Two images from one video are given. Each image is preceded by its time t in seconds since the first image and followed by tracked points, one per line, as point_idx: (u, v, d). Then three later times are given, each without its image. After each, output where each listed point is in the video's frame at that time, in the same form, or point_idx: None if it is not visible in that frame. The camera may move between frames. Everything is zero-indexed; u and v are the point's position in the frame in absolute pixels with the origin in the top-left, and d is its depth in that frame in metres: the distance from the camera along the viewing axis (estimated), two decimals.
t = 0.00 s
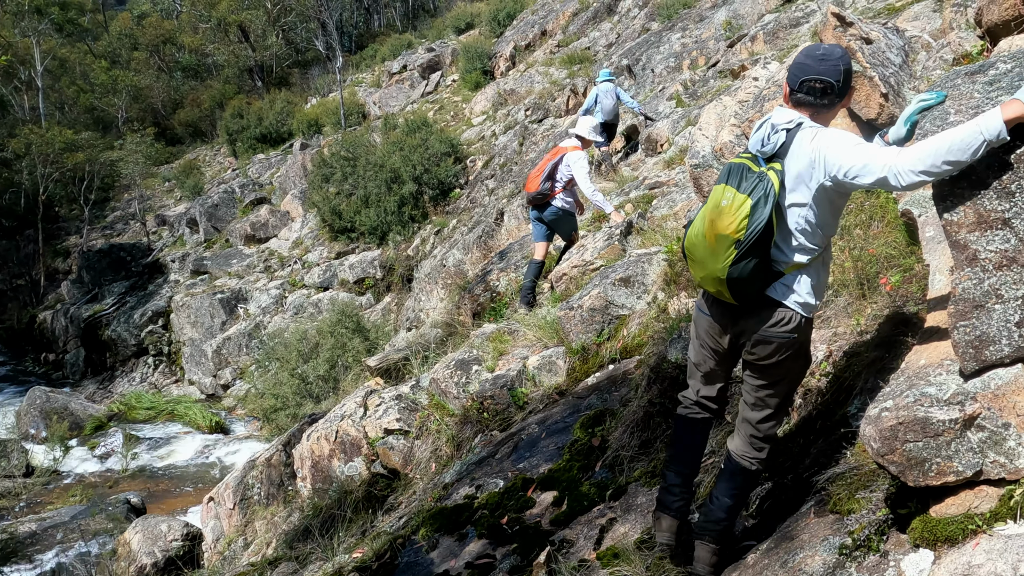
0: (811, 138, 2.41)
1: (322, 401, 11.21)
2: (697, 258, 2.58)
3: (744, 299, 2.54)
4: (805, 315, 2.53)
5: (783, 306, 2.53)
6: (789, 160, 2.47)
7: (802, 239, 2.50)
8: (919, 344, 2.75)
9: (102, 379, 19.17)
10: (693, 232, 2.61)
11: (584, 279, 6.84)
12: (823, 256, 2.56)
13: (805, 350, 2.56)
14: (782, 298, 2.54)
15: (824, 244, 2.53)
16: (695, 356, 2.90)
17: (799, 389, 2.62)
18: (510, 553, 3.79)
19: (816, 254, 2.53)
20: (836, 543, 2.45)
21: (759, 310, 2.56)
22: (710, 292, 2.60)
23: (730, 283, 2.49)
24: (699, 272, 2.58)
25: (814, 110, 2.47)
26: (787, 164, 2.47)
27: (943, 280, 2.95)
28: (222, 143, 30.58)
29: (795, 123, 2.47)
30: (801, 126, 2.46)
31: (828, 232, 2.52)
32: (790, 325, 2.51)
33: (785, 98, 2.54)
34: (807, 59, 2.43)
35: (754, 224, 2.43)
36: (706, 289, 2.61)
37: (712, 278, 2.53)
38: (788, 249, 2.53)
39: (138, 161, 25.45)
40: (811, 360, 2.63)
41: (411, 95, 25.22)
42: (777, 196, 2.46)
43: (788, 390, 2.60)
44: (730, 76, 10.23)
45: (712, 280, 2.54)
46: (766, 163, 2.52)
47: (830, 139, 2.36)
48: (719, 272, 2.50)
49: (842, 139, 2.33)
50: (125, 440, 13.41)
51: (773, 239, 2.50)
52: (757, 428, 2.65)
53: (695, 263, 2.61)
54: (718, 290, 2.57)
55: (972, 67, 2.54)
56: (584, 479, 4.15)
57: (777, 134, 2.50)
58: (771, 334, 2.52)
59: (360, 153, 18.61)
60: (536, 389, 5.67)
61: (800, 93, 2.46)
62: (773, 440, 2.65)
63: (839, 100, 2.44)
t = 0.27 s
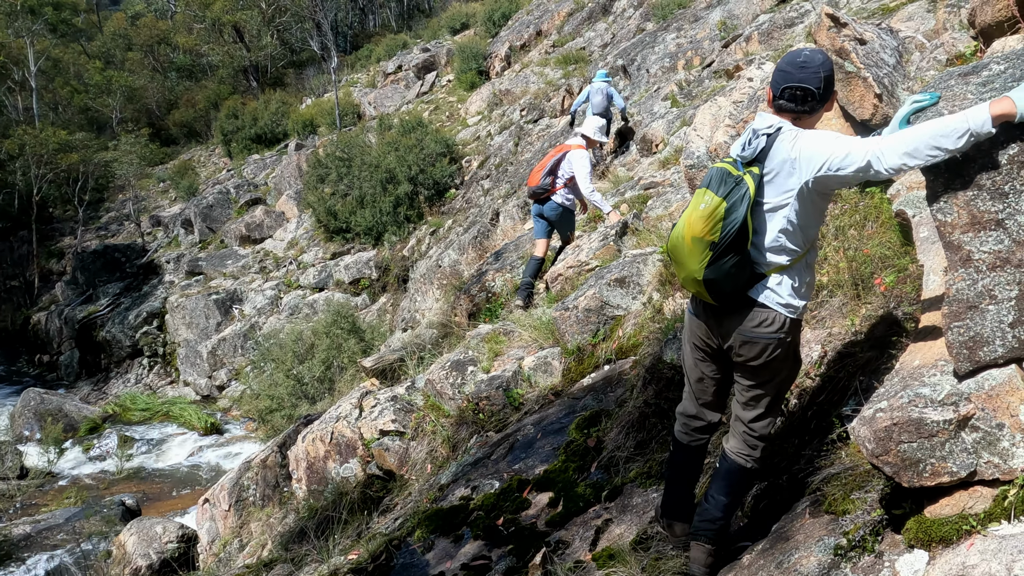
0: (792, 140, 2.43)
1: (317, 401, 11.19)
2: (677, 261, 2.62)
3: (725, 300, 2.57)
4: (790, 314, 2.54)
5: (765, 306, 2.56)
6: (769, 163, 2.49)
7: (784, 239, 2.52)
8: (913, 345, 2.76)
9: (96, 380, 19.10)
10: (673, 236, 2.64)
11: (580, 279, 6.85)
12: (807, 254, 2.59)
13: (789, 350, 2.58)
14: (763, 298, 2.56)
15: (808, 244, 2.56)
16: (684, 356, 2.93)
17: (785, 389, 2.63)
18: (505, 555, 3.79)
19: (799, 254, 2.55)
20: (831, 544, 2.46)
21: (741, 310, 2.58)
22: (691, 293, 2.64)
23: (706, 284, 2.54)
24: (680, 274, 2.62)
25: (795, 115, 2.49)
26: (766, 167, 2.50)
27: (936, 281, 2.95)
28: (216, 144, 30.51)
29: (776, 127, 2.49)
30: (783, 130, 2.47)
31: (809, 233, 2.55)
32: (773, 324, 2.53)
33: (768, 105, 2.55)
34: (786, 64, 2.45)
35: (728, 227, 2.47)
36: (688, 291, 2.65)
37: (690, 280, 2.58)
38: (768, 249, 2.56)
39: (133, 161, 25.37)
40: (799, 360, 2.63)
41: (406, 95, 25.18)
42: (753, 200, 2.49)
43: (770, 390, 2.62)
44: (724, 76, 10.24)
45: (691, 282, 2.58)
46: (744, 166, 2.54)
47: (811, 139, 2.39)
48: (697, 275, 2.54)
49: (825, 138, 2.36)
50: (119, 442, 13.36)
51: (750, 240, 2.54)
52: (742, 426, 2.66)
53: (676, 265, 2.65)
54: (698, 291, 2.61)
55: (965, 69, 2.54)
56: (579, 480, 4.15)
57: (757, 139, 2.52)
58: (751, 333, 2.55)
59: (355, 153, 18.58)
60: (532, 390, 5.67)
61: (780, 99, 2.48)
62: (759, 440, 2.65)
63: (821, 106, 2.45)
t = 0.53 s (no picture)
0: (779, 138, 2.44)
1: (315, 401, 11.17)
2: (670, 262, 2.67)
3: (717, 298, 2.58)
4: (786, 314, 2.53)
5: (759, 306, 2.55)
6: (755, 163, 2.52)
7: (778, 235, 2.52)
8: (913, 346, 2.76)
9: (93, 380, 19.04)
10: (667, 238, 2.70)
11: (578, 279, 6.84)
12: (800, 252, 2.58)
13: (787, 351, 2.56)
14: (757, 297, 2.56)
15: (801, 241, 2.56)
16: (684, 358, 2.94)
17: (782, 390, 2.61)
18: (504, 556, 3.78)
19: (792, 252, 2.55)
20: (832, 544, 2.44)
21: (737, 309, 2.58)
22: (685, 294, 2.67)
23: (698, 282, 2.56)
24: (673, 275, 2.66)
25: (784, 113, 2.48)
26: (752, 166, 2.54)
27: (936, 281, 2.95)
28: (213, 144, 30.44)
29: (765, 128, 2.51)
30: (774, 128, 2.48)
31: (803, 231, 2.54)
32: (767, 323, 2.52)
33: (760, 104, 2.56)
34: (776, 63, 2.45)
35: (714, 224, 2.52)
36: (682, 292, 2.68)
37: (682, 279, 2.62)
38: (758, 249, 2.57)
39: (129, 161, 25.31)
40: (797, 361, 2.61)
41: (404, 95, 25.15)
42: (740, 199, 2.54)
43: (766, 390, 2.60)
44: (723, 76, 10.23)
45: (683, 282, 2.62)
46: (733, 168, 2.59)
47: (795, 135, 2.39)
48: (687, 273, 2.58)
49: (805, 136, 2.37)
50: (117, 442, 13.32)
51: (737, 239, 2.57)
52: (742, 426, 2.66)
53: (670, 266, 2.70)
54: (691, 291, 2.64)
55: (966, 68, 2.53)
56: (578, 480, 4.14)
57: (748, 139, 2.56)
58: (745, 333, 2.54)
59: (352, 153, 18.55)
60: (530, 390, 5.66)
61: (769, 98, 2.48)
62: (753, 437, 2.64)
63: (810, 102, 2.43)
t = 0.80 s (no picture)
0: (763, 140, 2.45)
1: (313, 403, 11.14)
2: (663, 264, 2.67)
3: (711, 299, 2.57)
4: (783, 314, 2.53)
5: (754, 307, 2.55)
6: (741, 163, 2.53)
7: (771, 234, 2.51)
8: (916, 347, 2.75)
9: (91, 382, 18.98)
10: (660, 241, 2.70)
11: (577, 280, 6.84)
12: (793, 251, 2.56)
13: (783, 352, 2.56)
14: (752, 298, 2.55)
15: (793, 239, 2.54)
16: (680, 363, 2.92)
17: (781, 391, 2.60)
18: (503, 557, 3.76)
19: (785, 251, 2.54)
20: (833, 546, 2.43)
21: (731, 311, 2.58)
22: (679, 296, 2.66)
23: (691, 282, 2.55)
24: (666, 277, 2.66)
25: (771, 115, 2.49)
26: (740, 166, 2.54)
27: (938, 282, 2.94)
28: (212, 145, 30.41)
29: (751, 128, 2.51)
30: (760, 128, 2.49)
31: (794, 230, 2.53)
32: (763, 323, 2.52)
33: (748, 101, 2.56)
34: (764, 63, 2.46)
35: (705, 223, 2.52)
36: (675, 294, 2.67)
37: (675, 280, 2.61)
38: (748, 249, 2.57)
39: (128, 162, 25.26)
40: (794, 361, 2.61)
41: (402, 96, 25.14)
42: (730, 198, 2.54)
43: (763, 391, 2.58)
44: (722, 77, 10.22)
45: (676, 282, 2.61)
46: (722, 167, 2.59)
47: (777, 141, 2.40)
48: (680, 273, 2.57)
49: (784, 147, 2.39)
50: (115, 443, 13.29)
51: (729, 238, 2.56)
52: (742, 428, 2.65)
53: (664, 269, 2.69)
54: (685, 292, 2.63)
55: (968, 67, 2.52)
56: (578, 481, 4.12)
57: (735, 139, 2.57)
58: (742, 335, 2.54)
59: (351, 155, 18.54)
60: (529, 392, 5.65)
61: (757, 96, 2.49)
62: (750, 438, 2.63)
63: (798, 102, 2.44)
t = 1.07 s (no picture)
0: (749, 142, 2.49)
1: (309, 406, 11.10)
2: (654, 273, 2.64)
3: (706, 304, 2.56)
4: (771, 315, 2.55)
5: (747, 308, 2.55)
6: (729, 165, 2.54)
7: (760, 236, 2.54)
8: (912, 349, 2.74)
9: (86, 386, 18.89)
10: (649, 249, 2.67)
11: (572, 283, 6.83)
12: (780, 252, 2.61)
13: (773, 353, 2.59)
14: (742, 300, 2.55)
15: (781, 239, 2.58)
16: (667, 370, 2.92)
17: (770, 393, 2.62)
18: (499, 561, 3.75)
19: (773, 252, 2.57)
20: (830, 550, 2.42)
21: (720, 316, 2.58)
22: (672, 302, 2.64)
23: (686, 288, 2.54)
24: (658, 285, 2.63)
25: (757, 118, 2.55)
26: (727, 167, 2.54)
27: (934, 285, 2.93)
28: (207, 149, 30.36)
29: (735, 132, 2.55)
30: (743, 131, 2.54)
31: (781, 229, 2.57)
32: (752, 326, 2.54)
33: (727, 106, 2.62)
34: (745, 67, 2.53)
35: (698, 228, 2.51)
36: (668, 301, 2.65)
37: (669, 287, 2.58)
38: (740, 251, 2.57)
39: (123, 166, 25.19)
40: (783, 363, 2.64)
41: (398, 99, 25.13)
42: (720, 201, 2.54)
43: (755, 393, 2.60)
44: (717, 79, 10.23)
45: (671, 289, 2.58)
46: (708, 172, 2.60)
47: (766, 141, 2.44)
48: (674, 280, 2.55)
49: (771, 148, 2.43)
50: (110, 447, 13.23)
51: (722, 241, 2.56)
52: (733, 430, 2.66)
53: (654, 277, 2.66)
54: (677, 299, 2.61)
55: (963, 69, 2.51)
56: (574, 485, 4.10)
57: (718, 143, 2.59)
58: (733, 338, 2.54)
59: (346, 158, 18.52)
60: (525, 395, 5.64)
61: (738, 100, 2.56)
62: (744, 441, 2.64)
63: (779, 105, 2.54)
